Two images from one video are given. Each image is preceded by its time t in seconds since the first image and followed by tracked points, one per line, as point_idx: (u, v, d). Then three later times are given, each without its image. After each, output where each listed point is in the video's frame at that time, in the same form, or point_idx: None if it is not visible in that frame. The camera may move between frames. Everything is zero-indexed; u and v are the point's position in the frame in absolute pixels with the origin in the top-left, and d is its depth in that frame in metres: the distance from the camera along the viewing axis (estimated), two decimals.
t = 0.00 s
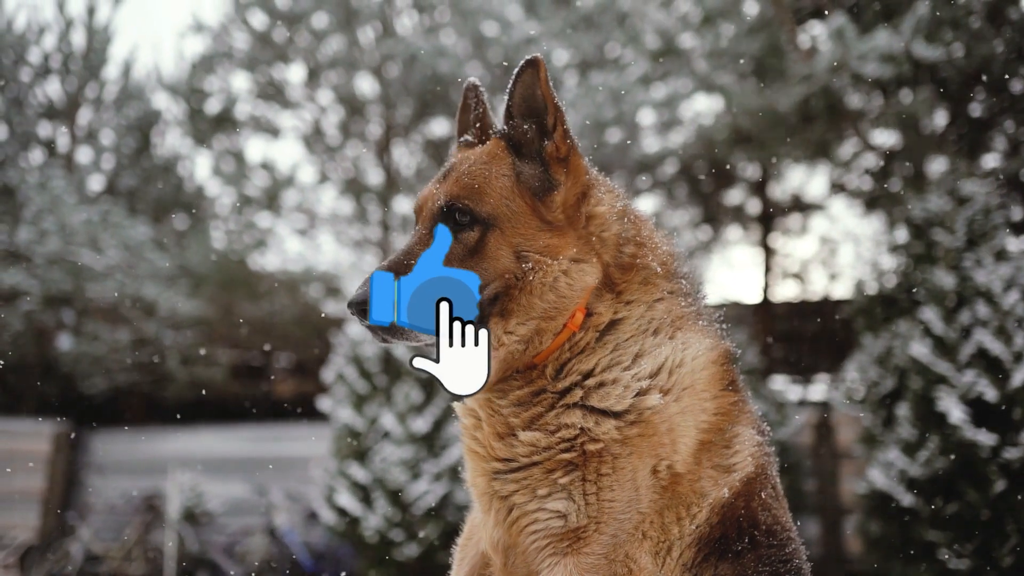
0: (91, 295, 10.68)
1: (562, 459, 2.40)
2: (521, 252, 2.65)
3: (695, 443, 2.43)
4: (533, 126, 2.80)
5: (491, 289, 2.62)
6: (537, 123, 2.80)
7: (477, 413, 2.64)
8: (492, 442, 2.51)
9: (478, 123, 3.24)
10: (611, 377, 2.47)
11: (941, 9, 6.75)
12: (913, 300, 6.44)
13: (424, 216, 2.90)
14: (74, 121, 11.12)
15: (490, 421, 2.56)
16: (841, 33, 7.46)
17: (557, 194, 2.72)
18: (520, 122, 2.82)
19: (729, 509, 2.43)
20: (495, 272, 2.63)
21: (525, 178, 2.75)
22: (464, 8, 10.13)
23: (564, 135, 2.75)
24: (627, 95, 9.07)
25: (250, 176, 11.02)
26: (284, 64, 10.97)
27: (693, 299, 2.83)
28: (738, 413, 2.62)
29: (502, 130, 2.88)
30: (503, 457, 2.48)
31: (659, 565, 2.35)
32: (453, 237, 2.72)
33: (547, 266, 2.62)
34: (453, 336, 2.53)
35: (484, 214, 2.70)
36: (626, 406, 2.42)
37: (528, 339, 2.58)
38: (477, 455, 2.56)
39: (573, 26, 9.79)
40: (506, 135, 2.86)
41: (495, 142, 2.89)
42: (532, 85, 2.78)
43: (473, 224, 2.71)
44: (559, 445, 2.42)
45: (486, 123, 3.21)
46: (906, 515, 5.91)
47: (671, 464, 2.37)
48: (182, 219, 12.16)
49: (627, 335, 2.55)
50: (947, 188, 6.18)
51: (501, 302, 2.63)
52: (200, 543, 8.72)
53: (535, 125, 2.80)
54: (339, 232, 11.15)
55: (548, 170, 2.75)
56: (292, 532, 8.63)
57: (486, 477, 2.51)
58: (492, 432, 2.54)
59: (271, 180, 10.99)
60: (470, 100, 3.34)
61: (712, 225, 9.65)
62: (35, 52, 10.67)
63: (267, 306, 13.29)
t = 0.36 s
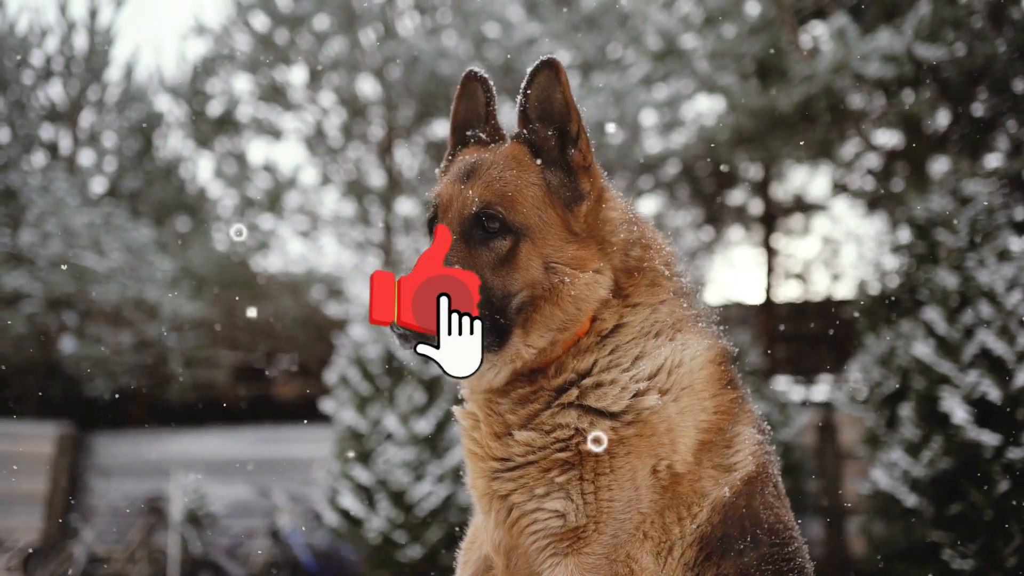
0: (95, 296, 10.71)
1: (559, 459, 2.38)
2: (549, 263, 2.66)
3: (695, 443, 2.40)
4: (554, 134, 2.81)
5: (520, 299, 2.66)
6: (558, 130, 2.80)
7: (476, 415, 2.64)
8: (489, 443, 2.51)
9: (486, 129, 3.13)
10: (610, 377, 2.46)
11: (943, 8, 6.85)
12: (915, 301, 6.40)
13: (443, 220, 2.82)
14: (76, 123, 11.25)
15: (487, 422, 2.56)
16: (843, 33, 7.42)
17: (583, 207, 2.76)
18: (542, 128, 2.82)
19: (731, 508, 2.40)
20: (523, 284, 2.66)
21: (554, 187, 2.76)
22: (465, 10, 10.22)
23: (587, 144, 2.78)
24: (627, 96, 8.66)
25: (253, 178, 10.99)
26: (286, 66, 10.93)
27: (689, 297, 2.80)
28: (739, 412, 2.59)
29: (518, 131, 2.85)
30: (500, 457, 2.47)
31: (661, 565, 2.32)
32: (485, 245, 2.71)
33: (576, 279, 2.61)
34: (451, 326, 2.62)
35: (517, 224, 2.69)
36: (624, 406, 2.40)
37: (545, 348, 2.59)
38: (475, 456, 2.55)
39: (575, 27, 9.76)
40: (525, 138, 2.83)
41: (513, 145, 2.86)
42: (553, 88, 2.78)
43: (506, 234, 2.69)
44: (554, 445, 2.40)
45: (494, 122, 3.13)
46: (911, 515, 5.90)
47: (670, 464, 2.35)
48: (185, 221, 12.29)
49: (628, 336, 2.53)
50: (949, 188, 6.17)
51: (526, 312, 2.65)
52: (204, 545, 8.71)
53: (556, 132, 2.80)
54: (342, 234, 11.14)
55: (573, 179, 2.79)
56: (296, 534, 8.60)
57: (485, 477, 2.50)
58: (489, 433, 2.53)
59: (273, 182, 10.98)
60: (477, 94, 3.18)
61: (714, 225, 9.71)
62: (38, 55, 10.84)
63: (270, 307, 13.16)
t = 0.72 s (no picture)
0: (97, 298, 10.78)
1: (563, 463, 2.38)
2: (570, 264, 2.61)
3: (696, 446, 2.40)
4: (574, 134, 2.77)
5: (539, 298, 2.59)
6: (577, 130, 2.77)
7: (478, 419, 2.61)
8: (492, 448, 2.50)
9: (497, 130, 2.97)
10: (616, 382, 2.46)
11: (943, 9, 6.82)
12: (917, 301, 6.33)
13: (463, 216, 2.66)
14: (78, 125, 11.36)
15: (490, 426, 2.54)
16: (845, 32, 7.33)
17: (602, 208, 2.73)
18: (563, 129, 2.77)
19: (733, 510, 2.39)
20: (544, 283, 2.60)
21: (575, 188, 2.72)
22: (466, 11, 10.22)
23: (606, 147, 2.77)
24: (629, 97, 9.01)
25: (255, 179, 11.03)
26: (287, 68, 10.98)
27: (691, 301, 2.80)
28: (739, 414, 2.59)
29: (537, 131, 2.80)
30: (503, 461, 2.46)
31: (663, 569, 2.32)
32: (510, 242, 2.62)
33: (597, 279, 2.58)
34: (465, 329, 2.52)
35: (541, 222, 2.63)
36: (630, 410, 2.41)
37: (562, 348, 2.54)
38: (478, 460, 2.53)
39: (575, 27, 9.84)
40: (545, 137, 2.79)
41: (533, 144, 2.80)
42: (575, 86, 2.76)
43: (530, 232, 2.62)
44: (560, 449, 2.40)
45: (506, 124, 2.97)
46: (913, 516, 5.89)
47: (672, 466, 2.35)
48: (186, 223, 12.23)
49: (636, 341, 2.53)
50: (952, 189, 6.12)
51: (544, 311, 2.59)
52: (206, 547, 8.72)
53: (576, 133, 2.77)
54: (343, 235, 11.14)
55: (592, 179, 2.77)
56: (298, 535, 8.61)
57: (487, 482, 2.49)
58: (492, 438, 2.52)
59: (274, 183, 11.03)
60: (489, 96, 3.00)
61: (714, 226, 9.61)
62: (39, 58, 10.91)
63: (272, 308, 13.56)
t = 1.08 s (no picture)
0: (98, 301, 10.84)
1: (569, 466, 2.39)
2: (585, 265, 2.59)
3: (697, 450, 2.40)
4: (587, 133, 2.71)
5: (553, 298, 2.58)
6: (592, 131, 2.71)
7: (482, 420, 2.60)
8: (497, 450, 2.49)
9: (508, 129, 2.90)
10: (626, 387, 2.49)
11: (944, 9, 6.86)
12: (918, 302, 6.32)
13: (480, 215, 2.64)
14: (77, 126, 11.38)
15: (496, 429, 2.53)
16: (845, 34, 7.33)
17: (615, 210, 2.70)
18: (576, 127, 2.71)
19: (731, 512, 2.39)
20: (557, 283, 2.59)
21: (590, 189, 2.69)
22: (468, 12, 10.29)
23: (620, 148, 2.71)
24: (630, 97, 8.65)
25: (256, 181, 11.01)
26: (287, 69, 10.99)
27: (692, 301, 2.79)
28: (738, 417, 2.58)
29: (551, 130, 2.74)
30: (508, 464, 2.46)
31: (663, 571, 2.31)
32: (526, 240, 2.61)
33: (610, 282, 2.56)
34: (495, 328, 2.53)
35: (558, 222, 2.61)
36: (639, 415, 2.42)
37: (574, 350, 2.56)
38: (480, 461, 2.53)
39: (575, 28, 9.84)
40: (558, 136, 2.73)
41: (546, 142, 2.75)
42: (592, 83, 2.68)
43: (547, 231, 2.61)
44: (568, 452, 2.41)
45: (516, 122, 2.89)
46: (914, 517, 5.88)
47: (672, 470, 2.36)
48: (186, 225, 11.95)
49: (644, 344, 2.53)
50: (951, 189, 6.16)
51: (556, 312, 2.59)
52: (206, 548, 8.73)
53: (591, 132, 2.70)
54: (344, 237, 11.05)
55: (606, 180, 2.72)
56: (298, 537, 8.55)
57: (489, 484, 2.49)
58: (497, 440, 2.51)
59: (275, 185, 11.00)
60: (500, 94, 2.91)
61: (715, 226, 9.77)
62: (39, 59, 10.92)
63: (273, 309, 12.86)
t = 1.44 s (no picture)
0: (98, 301, 10.70)
1: (570, 467, 2.37)
2: (600, 269, 2.64)
3: (696, 451, 2.40)
4: (603, 136, 2.76)
5: (570, 301, 2.63)
6: (606, 134, 2.77)
7: (483, 419, 2.60)
8: (497, 450, 2.49)
9: (518, 128, 2.88)
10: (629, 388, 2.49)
11: (943, 12, 6.77)
12: (917, 304, 6.33)
13: (501, 216, 2.68)
14: (77, 127, 11.30)
15: (496, 428, 2.52)
16: (845, 35, 7.33)
17: (629, 214, 2.76)
18: (591, 130, 2.75)
19: (729, 514, 2.39)
20: (573, 286, 2.64)
21: (605, 192, 2.74)
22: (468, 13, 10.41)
23: (634, 155, 2.76)
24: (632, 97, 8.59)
25: (255, 181, 11.07)
26: (287, 69, 11.01)
27: (692, 301, 2.81)
28: (737, 418, 2.60)
29: (567, 131, 2.77)
30: (508, 464, 2.45)
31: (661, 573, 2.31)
32: (547, 242, 2.65)
33: (625, 284, 2.61)
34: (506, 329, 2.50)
35: (578, 226, 2.66)
36: (643, 417, 2.42)
37: (585, 353, 2.58)
38: (480, 461, 2.53)
39: (575, 29, 9.84)
40: (574, 138, 2.77)
41: (561, 143, 2.77)
42: (609, 88, 2.72)
43: (568, 234, 2.65)
44: (568, 453, 2.39)
45: (526, 122, 2.87)
46: (913, 518, 5.88)
47: (671, 472, 2.35)
48: (186, 225, 12.33)
49: (649, 347, 2.54)
50: (951, 191, 6.16)
51: (571, 315, 2.63)
52: (206, 549, 8.72)
53: (606, 136, 2.76)
54: (343, 237, 11.15)
55: (619, 184, 2.77)
56: (297, 538, 8.56)
57: (488, 483, 2.48)
58: (498, 440, 2.50)
59: (274, 185, 11.02)
60: (509, 91, 2.87)
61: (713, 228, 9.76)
62: (38, 59, 10.88)
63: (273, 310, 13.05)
